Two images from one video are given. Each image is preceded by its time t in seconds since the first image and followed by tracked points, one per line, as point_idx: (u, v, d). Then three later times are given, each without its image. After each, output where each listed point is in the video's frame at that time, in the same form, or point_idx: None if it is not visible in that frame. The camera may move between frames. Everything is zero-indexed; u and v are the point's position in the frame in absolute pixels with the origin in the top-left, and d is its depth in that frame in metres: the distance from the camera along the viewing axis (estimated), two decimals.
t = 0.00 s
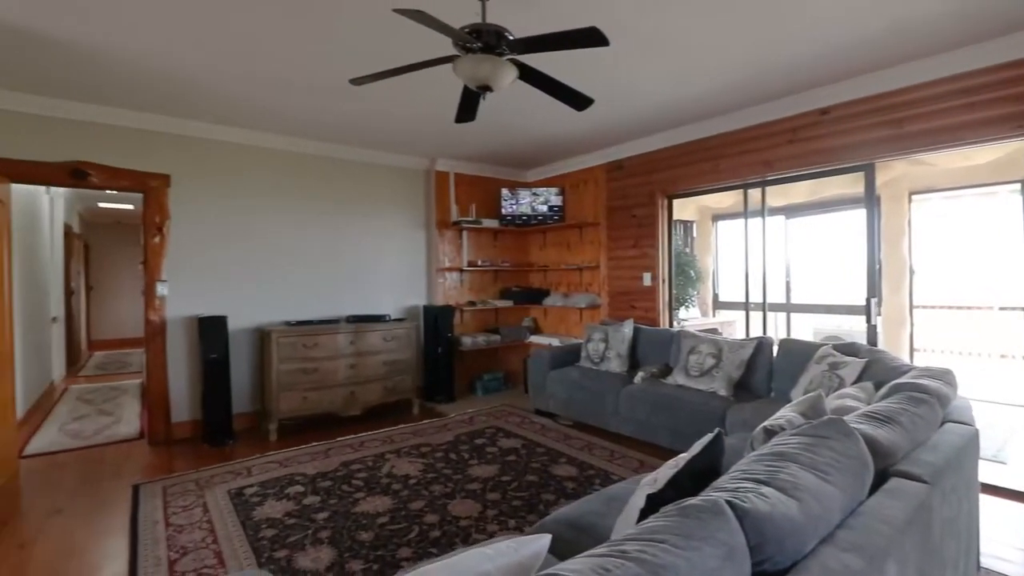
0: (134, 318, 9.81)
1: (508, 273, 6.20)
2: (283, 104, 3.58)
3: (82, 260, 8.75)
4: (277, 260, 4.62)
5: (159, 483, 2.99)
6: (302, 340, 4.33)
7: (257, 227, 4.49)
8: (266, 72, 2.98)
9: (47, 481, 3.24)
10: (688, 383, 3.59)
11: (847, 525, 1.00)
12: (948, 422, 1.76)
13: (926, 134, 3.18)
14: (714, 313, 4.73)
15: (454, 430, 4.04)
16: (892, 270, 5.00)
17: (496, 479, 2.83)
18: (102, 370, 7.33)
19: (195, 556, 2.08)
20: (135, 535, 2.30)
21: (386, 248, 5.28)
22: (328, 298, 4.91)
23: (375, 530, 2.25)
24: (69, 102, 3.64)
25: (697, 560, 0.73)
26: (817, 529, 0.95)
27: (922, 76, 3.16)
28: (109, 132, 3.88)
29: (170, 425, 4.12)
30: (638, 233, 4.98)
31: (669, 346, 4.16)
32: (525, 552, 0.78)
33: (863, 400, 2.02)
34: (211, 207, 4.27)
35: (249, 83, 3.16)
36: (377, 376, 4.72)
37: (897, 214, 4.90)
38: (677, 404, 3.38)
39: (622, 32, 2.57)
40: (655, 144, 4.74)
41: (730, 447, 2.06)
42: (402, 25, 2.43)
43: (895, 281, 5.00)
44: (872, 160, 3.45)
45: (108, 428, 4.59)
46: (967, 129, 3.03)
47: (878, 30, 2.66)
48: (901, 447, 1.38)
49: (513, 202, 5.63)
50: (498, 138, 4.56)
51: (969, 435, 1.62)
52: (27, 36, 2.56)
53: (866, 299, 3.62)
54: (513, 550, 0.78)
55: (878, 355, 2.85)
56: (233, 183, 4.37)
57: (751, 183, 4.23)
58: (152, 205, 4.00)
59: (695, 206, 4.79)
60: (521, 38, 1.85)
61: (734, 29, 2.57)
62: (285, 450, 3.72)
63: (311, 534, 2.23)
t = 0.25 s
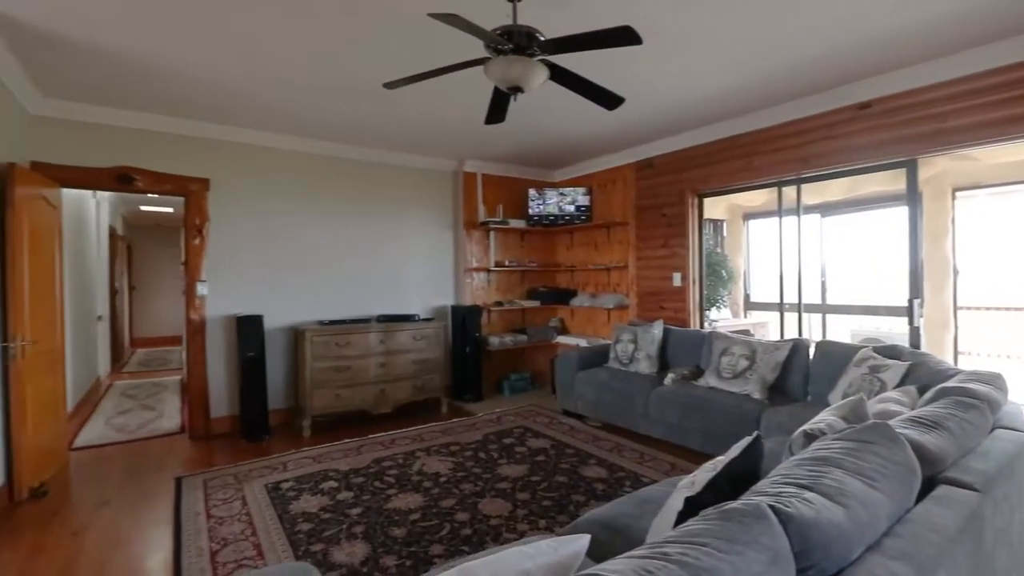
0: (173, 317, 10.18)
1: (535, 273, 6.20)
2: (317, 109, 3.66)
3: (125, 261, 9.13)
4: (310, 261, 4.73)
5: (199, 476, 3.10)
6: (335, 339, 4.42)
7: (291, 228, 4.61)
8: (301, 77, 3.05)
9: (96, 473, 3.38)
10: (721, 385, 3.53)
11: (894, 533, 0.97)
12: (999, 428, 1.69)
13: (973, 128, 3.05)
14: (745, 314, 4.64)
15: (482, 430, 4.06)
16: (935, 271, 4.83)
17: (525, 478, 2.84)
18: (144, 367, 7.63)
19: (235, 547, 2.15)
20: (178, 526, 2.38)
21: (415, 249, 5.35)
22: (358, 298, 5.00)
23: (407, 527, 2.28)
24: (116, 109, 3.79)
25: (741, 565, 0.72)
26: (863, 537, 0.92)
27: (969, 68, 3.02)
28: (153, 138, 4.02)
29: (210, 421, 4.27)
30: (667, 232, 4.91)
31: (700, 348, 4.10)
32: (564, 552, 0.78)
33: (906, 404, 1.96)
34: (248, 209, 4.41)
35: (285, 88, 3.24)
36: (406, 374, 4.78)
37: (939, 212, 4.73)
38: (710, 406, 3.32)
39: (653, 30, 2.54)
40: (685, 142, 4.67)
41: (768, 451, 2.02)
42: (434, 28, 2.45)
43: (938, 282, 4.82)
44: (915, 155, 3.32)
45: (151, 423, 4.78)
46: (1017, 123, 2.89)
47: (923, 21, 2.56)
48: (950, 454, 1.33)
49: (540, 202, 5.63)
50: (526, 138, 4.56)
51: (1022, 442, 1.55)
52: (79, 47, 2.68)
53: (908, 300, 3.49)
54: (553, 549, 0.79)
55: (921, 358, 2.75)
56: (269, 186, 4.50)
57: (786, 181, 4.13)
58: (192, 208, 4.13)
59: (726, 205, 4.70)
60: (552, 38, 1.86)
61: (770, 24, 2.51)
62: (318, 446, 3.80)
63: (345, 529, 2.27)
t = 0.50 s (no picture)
0: (211, 316, 10.54)
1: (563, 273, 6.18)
2: (350, 112, 3.74)
3: (167, 262, 9.49)
4: (342, 261, 4.83)
5: (238, 470, 3.20)
6: (367, 338, 4.49)
7: (324, 230, 4.71)
8: (336, 82, 3.12)
9: (142, 465, 3.53)
10: (755, 388, 3.45)
11: (947, 541, 0.93)
12: None
13: None
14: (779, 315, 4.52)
15: (512, 429, 4.07)
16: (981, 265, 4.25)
17: (555, 479, 2.84)
18: (185, 364, 7.92)
19: (274, 540, 2.22)
20: (220, 518, 2.47)
21: (443, 249, 5.40)
22: (389, 298, 5.08)
23: (439, 524, 2.31)
24: (160, 116, 3.95)
25: (788, 571, 0.70)
26: (914, 546, 0.89)
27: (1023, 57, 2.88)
28: (195, 143, 4.17)
29: (247, 416, 4.40)
30: (699, 231, 4.83)
31: (733, 349, 4.01)
32: (604, 553, 0.78)
33: (955, 410, 1.87)
34: (283, 212, 4.53)
35: (320, 93, 3.32)
36: (436, 373, 4.83)
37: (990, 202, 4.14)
38: (744, 409, 3.25)
39: (687, 26, 2.50)
40: (717, 139, 4.59)
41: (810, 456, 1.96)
42: (465, 30, 2.47)
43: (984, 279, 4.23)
44: (963, 150, 3.18)
45: (192, 418, 4.96)
46: None
47: (973, 10, 2.45)
48: (1005, 462, 1.27)
49: (568, 202, 5.61)
50: (554, 138, 4.55)
51: None
52: (127, 57, 2.80)
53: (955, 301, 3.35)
54: (593, 550, 0.79)
55: (970, 362, 2.63)
56: (303, 188, 4.61)
57: (823, 177, 4.00)
58: (231, 210, 4.26)
59: (759, 202, 4.59)
60: (584, 37, 1.85)
61: (808, 17, 2.44)
62: (351, 443, 3.88)
63: (379, 524, 2.32)
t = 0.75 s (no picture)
0: (247, 315, 10.88)
1: (592, 273, 6.14)
2: (383, 116, 3.80)
3: (206, 263, 9.84)
4: (374, 262, 4.91)
5: (276, 465, 3.29)
6: (398, 337, 4.56)
7: (356, 231, 4.80)
8: (369, 86, 3.18)
9: (185, 459, 3.66)
10: (793, 391, 3.36)
11: (1004, 552, 0.89)
12: None
13: None
14: (817, 316, 4.38)
15: (541, 429, 4.07)
16: None
17: (586, 479, 2.83)
18: (223, 362, 8.19)
19: (312, 533, 2.28)
20: (260, 511, 2.55)
21: (473, 250, 5.43)
22: (419, 297, 5.14)
23: (472, 522, 2.33)
24: (202, 123, 4.09)
25: None
26: (972, 556, 0.85)
27: None
28: (235, 148, 4.31)
29: (284, 413, 4.52)
30: (732, 230, 4.73)
31: (769, 351, 3.92)
32: (647, 554, 0.78)
33: (1010, 416, 1.79)
34: (317, 214, 4.64)
35: (354, 98, 3.38)
36: (466, 373, 4.87)
37: None
38: (781, 413, 3.17)
39: (722, 22, 2.46)
40: (751, 136, 4.48)
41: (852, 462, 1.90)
42: (497, 32, 2.49)
43: None
44: (1016, 143, 3.02)
45: (231, 413, 5.12)
46: None
47: None
48: None
49: (597, 201, 5.57)
50: (583, 138, 4.53)
51: None
52: (173, 66, 2.91)
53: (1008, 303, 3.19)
54: (635, 551, 0.79)
55: None
56: (336, 190, 4.70)
57: (864, 174, 3.87)
58: (268, 213, 4.39)
59: (794, 200, 4.47)
60: (618, 36, 1.84)
61: (850, 9, 2.37)
62: (383, 440, 3.95)
63: (413, 521, 2.35)
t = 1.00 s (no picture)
0: (282, 314, 11.19)
1: (622, 273, 6.08)
2: (415, 119, 3.85)
3: (244, 264, 10.17)
4: (406, 262, 4.97)
5: (313, 460, 3.37)
6: (430, 336, 4.61)
7: (388, 232, 4.88)
8: (403, 89, 3.22)
9: (227, 453, 3.79)
10: (834, 394, 3.25)
11: None
12: None
13: None
14: (857, 318, 4.24)
15: (572, 430, 4.05)
16: None
17: (619, 481, 2.80)
18: (259, 359, 8.45)
19: (349, 527, 2.33)
20: (298, 505, 2.62)
21: (502, 250, 5.45)
22: (449, 298, 5.18)
23: (505, 521, 2.34)
24: (242, 128, 4.22)
25: None
26: None
27: None
28: (272, 152, 4.43)
29: (319, 410, 4.63)
30: (768, 229, 4.61)
31: (808, 353, 3.80)
32: (693, 557, 0.78)
33: None
34: (351, 215, 4.73)
35: (387, 101, 3.44)
36: (496, 373, 4.89)
37: None
38: (822, 417, 3.07)
39: (759, 15, 2.40)
40: (789, 132, 4.36)
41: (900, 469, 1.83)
42: (530, 33, 2.49)
43: None
44: None
45: (268, 410, 5.27)
46: None
47: None
48: None
49: (627, 201, 5.51)
50: (614, 136, 4.49)
51: None
52: (217, 74, 3.02)
53: None
54: (680, 554, 0.78)
55: None
56: (370, 192, 4.79)
57: (909, 170, 3.71)
58: (304, 214, 4.48)
59: (834, 196, 4.32)
60: (653, 34, 1.83)
61: None
62: (415, 438, 4.00)
63: (446, 518, 2.38)
